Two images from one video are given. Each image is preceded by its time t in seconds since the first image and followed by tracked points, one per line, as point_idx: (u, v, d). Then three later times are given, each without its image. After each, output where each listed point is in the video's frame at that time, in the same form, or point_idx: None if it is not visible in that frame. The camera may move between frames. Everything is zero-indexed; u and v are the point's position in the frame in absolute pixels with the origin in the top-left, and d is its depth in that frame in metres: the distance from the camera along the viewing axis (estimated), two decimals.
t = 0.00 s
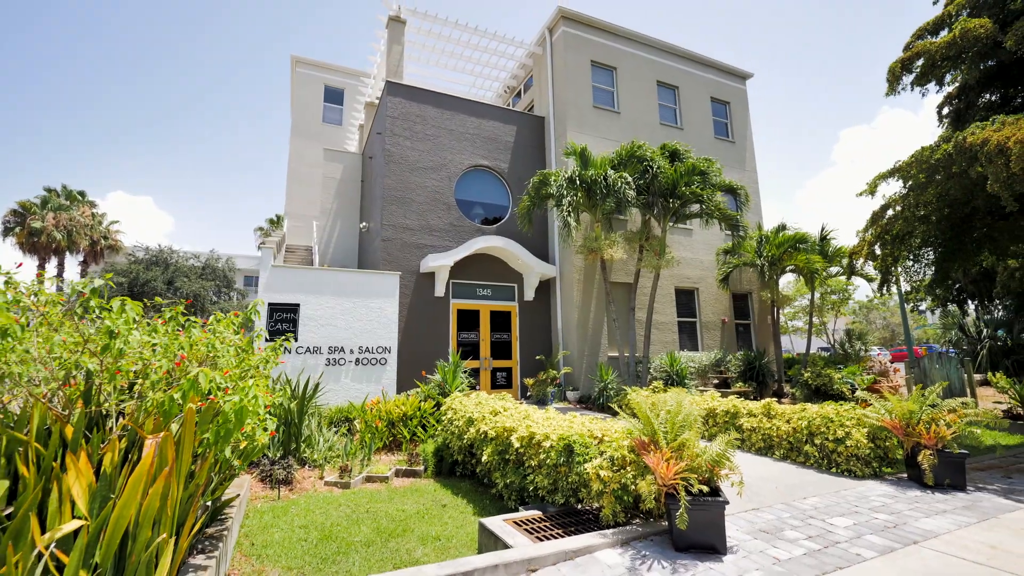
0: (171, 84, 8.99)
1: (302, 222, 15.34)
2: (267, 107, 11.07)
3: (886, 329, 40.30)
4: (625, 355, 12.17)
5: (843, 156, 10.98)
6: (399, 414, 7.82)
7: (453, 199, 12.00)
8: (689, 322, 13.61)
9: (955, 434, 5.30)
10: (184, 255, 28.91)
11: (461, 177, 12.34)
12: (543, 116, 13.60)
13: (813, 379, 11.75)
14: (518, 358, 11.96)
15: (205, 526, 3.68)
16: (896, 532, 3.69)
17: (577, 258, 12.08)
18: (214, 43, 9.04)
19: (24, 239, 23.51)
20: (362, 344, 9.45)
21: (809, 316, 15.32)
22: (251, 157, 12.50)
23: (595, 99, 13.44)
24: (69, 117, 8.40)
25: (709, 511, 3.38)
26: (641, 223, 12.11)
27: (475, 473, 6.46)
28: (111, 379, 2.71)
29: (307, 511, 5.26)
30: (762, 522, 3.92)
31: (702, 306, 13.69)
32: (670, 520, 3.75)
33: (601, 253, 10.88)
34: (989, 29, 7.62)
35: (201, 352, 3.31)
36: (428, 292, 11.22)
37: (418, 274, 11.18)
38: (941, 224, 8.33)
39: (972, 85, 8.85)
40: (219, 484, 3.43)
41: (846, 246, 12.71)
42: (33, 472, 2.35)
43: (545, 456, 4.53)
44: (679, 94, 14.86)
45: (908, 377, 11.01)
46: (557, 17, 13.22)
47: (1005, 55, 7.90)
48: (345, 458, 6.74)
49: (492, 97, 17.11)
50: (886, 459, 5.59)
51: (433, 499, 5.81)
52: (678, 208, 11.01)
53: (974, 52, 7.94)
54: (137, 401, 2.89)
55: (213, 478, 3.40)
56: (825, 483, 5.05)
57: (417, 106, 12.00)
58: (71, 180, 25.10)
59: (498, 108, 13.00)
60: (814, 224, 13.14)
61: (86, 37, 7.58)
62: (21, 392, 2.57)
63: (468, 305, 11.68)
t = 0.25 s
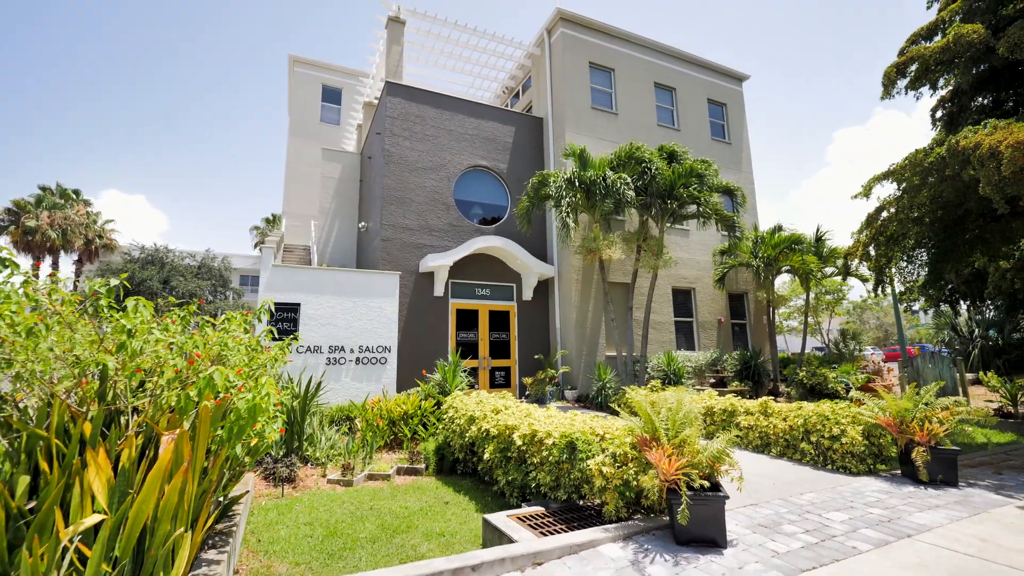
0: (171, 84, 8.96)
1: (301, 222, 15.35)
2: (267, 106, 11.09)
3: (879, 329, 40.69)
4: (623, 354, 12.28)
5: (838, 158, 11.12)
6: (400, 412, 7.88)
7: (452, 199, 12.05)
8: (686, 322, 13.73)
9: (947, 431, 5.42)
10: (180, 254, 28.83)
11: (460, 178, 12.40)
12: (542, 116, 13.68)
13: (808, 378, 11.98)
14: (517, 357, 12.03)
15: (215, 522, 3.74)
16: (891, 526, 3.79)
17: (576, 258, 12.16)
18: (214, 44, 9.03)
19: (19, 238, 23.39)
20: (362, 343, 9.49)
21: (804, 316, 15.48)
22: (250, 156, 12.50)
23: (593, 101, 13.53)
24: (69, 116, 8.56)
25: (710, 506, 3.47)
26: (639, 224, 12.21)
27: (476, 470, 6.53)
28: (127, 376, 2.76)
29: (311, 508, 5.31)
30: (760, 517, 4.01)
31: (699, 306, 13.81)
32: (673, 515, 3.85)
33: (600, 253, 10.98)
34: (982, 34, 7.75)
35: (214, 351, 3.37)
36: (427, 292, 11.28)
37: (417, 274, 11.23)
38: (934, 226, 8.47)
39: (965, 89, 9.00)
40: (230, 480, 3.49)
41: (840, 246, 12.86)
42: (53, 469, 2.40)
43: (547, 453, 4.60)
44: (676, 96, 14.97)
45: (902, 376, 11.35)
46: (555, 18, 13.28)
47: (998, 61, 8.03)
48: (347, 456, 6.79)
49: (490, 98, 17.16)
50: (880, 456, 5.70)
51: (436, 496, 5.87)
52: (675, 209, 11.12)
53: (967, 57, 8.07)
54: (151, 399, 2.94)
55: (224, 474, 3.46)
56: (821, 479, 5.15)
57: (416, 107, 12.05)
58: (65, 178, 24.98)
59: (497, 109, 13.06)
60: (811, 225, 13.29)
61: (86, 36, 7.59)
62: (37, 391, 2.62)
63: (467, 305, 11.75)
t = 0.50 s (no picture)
0: (170, 82, 9.09)
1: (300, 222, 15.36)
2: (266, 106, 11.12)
3: (874, 329, 41.01)
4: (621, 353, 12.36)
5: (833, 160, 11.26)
6: (401, 411, 7.93)
7: (451, 199, 12.11)
8: (683, 322, 13.83)
9: (941, 429, 5.52)
10: (176, 254, 28.74)
11: (459, 178, 12.46)
12: (541, 117, 13.74)
13: (804, 377, 12.20)
14: (516, 356, 12.09)
15: (224, 518, 3.79)
16: (886, 520, 3.88)
17: (574, 258, 12.24)
18: (214, 44, 9.31)
19: (14, 237, 23.26)
20: (362, 342, 9.54)
21: (800, 316, 15.61)
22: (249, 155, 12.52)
23: (591, 102, 13.60)
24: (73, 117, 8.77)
25: (711, 501, 3.55)
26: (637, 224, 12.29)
27: (477, 468, 6.59)
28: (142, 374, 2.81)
29: (315, 505, 5.36)
30: (759, 512, 4.10)
31: (696, 306, 13.92)
32: (674, 510, 3.93)
33: (599, 253, 11.06)
34: (975, 39, 7.89)
35: (224, 349, 3.42)
36: (427, 292, 11.32)
37: (417, 273, 11.28)
38: (928, 227, 8.59)
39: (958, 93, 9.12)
40: (239, 477, 3.55)
41: (836, 246, 13.09)
42: (72, 464, 2.46)
43: (550, 450, 4.67)
44: (674, 97, 15.07)
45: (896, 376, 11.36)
46: (554, 20, 13.35)
47: (991, 65, 8.18)
48: (349, 455, 6.83)
49: (489, 98, 17.20)
50: (875, 453, 5.80)
51: (438, 494, 5.92)
52: (673, 210, 11.22)
53: (960, 61, 8.19)
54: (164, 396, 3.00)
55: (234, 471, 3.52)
56: (819, 476, 5.24)
57: (416, 107, 12.09)
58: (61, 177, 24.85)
59: (496, 110, 13.12)
60: (805, 225, 13.63)
61: (87, 36, 7.65)
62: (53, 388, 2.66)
63: (466, 304, 11.80)
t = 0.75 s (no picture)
0: (170, 82, 9.12)
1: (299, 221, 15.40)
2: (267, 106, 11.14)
3: (869, 329, 41.34)
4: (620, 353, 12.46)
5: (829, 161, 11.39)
6: (404, 410, 8.00)
7: (452, 199, 12.17)
8: (681, 321, 13.94)
9: (936, 426, 5.64)
10: (173, 253, 28.67)
11: (460, 178, 12.53)
12: (540, 118, 13.82)
13: (801, 377, 12.34)
14: (516, 356, 12.17)
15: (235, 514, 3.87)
16: (883, 514, 3.98)
17: (574, 259, 12.33)
18: (215, 44, 9.36)
19: (10, 236, 23.16)
20: (364, 342, 9.60)
21: (797, 316, 15.76)
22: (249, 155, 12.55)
23: (591, 103, 13.69)
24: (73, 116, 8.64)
25: (713, 496, 3.64)
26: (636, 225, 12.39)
27: (480, 466, 6.68)
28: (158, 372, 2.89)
29: (320, 503, 5.43)
30: (759, 507, 4.19)
31: (694, 306, 14.04)
32: (677, 505, 4.03)
33: (598, 253, 11.16)
34: (970, 44, 8.03)
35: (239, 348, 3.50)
36: (427, 292, 11.39)
37: (418, 273, 11.34)
38: (923, 228, 8.70)
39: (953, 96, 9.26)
40: (253, 473, 3.62)
41: (831, 248, 13.13)
42: (93, 460, 2.53)
43: (553, 448, 4.75)
44: (672, 99, 15.19)
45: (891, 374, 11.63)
46: (554, 21, 13.42)
47: (985, 70, 8.33)
48: (353, 453, 6.90)
49: (489, 99, 17.27)
50: (872, 450, 5.92)
51: (442, 491, 6.00)
52: (672, 211, 11.34)
53: (955, 65, 8.32)
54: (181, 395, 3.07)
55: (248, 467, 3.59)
56: (817, 473, 5.35)
57: (417, 108, 12.15)
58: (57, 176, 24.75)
59: (496, 111, 13.19)
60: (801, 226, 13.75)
61: (87, 36, 7.66)
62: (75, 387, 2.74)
63: (467, 304, 11.87)
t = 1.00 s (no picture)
0: (170, 82, 9.13)
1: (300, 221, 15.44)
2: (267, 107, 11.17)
3: (866, 328, 41.61)
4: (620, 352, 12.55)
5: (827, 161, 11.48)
6: (406, 409, 8.06)
7: (452, 199, 12.23)
8: (680, 321, 14.04)
9: (932, 424, 5.73)
10: (172, 253, 28.63)
11: (461, 178, 12.60)
12: (540, 118, 13.89)
13: (798, 376, 12.48)
14: (516, 355, 12.24)
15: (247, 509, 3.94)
16: (880, 510, 4.07)
17: (574, 258, 12.40)
18: (215, 44, 9.39)
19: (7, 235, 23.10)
20: (366, 341, 9.66)
21: (795, 315, 15.88)
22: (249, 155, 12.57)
23: (590, 104, 13.76)
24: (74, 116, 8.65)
25: (715, 492, 3.72)
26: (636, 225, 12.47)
27: (482, 464, 6.75)
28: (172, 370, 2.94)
29: (326, 500, 5.49)
30: (759, 503, 4.28)
31: (693, 306, 14.14)
32: (680, 501, 4.11)
33: (598, 253, 11.24)
34: (966, 48, 8.14)
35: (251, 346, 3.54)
36: (428, 291, 11.45)
37: (419, 273, 11.40)
38: (920, 229, 8.80)
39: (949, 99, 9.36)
40: (265, 468, 3.68)
41: (829, 248, 13.18)
42: (112, 455, 2.58)
43: (557, 445, 4.82)
44: (671, 100, 15.27)
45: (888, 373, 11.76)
46: (554, 22, 13.49)
47: (980, 74, 8.45)
48: (357, 451, 6.96)
49: (489, 99, 17.32)
50: (869, 448, 6.00)
51: (445, 488, 6.06)
52: (671, 211, 11.43)
53: (952, 68, 8.42)
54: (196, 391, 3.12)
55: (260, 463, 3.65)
56: (815, 470, 5.44)
57: (417, 108, 12.20)
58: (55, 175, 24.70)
59: (497, 111, 13.24)
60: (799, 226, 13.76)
61: (86, 35, 7.67)
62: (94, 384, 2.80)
63: (467, 304, 11.94)
